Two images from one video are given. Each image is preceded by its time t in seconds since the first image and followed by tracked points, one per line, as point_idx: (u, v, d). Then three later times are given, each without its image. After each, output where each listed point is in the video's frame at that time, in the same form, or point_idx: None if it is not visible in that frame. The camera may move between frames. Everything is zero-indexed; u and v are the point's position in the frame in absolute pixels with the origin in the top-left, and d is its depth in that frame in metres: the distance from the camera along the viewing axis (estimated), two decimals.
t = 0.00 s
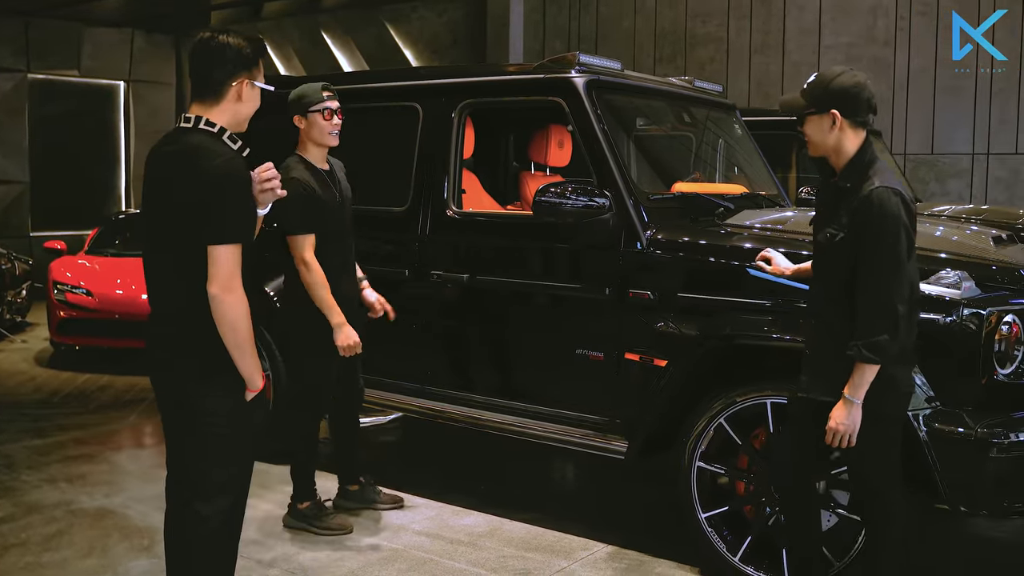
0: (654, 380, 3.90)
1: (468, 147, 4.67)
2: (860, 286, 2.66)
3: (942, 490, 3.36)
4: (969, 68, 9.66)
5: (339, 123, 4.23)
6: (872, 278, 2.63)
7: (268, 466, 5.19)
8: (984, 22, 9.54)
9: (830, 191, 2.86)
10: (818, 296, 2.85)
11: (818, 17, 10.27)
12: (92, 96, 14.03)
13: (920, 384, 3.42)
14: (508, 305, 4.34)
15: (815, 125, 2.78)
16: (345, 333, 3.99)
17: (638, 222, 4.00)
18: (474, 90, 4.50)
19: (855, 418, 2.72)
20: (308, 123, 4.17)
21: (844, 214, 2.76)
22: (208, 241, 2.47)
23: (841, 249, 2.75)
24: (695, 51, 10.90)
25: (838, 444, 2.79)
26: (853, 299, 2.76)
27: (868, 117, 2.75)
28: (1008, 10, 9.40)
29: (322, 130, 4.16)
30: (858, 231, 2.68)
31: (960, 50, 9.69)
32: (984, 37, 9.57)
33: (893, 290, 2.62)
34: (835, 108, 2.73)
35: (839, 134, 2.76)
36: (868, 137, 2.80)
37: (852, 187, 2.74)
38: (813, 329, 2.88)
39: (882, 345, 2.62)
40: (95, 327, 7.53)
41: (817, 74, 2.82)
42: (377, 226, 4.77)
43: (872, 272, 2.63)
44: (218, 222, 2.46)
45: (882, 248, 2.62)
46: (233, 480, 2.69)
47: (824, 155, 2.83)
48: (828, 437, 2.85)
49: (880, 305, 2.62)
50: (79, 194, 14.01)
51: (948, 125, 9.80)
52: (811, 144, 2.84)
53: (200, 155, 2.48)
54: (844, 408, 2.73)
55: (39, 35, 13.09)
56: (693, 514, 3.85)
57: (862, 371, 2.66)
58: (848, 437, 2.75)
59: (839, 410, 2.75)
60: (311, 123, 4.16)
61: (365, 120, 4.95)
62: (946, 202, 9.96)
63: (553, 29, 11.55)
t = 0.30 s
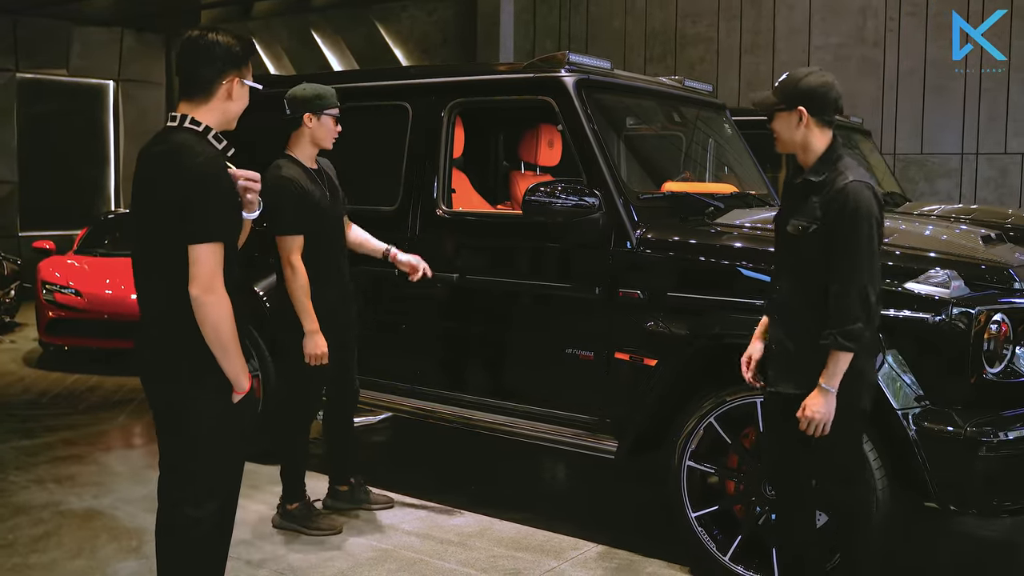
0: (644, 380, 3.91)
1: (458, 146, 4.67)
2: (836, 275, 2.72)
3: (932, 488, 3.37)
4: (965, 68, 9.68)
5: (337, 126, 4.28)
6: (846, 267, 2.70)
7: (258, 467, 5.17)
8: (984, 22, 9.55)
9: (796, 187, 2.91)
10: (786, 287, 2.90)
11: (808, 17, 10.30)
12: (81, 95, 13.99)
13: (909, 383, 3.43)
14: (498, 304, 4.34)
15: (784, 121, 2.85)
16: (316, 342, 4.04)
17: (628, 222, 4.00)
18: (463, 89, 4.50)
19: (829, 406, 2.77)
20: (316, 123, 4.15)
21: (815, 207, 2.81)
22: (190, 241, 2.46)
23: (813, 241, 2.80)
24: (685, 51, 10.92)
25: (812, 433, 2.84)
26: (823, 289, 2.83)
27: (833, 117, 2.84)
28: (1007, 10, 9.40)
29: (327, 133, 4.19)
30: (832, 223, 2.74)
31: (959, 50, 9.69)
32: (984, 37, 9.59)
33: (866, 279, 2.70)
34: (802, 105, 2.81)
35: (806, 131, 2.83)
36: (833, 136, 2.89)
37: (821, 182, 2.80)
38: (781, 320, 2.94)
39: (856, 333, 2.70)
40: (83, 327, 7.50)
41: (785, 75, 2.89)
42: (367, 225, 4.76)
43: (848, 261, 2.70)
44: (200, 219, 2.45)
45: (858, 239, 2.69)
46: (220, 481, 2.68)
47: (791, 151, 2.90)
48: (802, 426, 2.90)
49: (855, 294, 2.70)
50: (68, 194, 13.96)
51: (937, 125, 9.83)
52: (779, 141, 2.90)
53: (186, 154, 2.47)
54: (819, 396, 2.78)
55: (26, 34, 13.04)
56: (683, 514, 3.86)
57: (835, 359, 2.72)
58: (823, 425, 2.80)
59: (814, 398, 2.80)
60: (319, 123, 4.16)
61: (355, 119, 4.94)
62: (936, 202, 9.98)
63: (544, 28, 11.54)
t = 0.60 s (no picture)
0: (639, 379, 3.90)
1: (452, 146, 4.66)
2: (821, 266, 2.79)
3: (926, 486, 3.37)
4: (963, 69, 9.65)
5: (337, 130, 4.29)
6: (831, 257, 2.78)
7: (252, 467, 5.16)
8: (984, 22, 9.51)
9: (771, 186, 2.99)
10: (768, 281, 2.96)
11: (803, 17, 10.31)
12: (76, 95, 13.97)
13: (904, 382, 3.43)
14: (492, 303, 4.33)
15: (746, 129, 2.96)
16: (311, 342, 4.03)
17: (622, 221, 3.99)
18: (458, 88, 4.49)
19: (813, 388, 2.84)
20: (316, 123, 4.15)
21: (796, 203, 2.88)
22: (183, 243, 2.45)
23: (797, 235, 2.87)
24: (680, 50, 10.93)
25: (795, 415, 2.90)
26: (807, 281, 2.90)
27: (795, 119, 2.94)
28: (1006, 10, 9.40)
29: (326, 133, 4.18)
30: (814, 216, 2.82)
31: (959, 50, 9.65)
32: (983, 37, 9.54)
33: (851, 268, 2.78)
34: (761, 111, 2.92)
35: (767, 134, 2.92)
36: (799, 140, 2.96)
37: (798, 178, 2.88)
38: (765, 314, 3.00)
39: (844, 320, 2.78)
40: (77, 327, 7.49)
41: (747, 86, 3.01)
42: (362, 225, 4.75)
43: (832, 252, 2.78)
44: (192, 218, 2.44)
45: (842, 230, 2.78)
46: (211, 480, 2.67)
47: (759, 158, 2.99)
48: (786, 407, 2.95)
49: (841, 283, 2.77)
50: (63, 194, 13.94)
51: (933, 125, 9.84)
52: (746, 149, 3.01)
53: (176, 151, 2.46)
54: (806, 378, 2.85)
55: (21, 34, 13.02)
56: (678, 513, 3.85)
57: (823, 344, 2.80)
58: (806, 407, 2.87)
59: (801, 380, 2.86)
60: (318, 123, 4.15)
61: (349, 118, 4.93)
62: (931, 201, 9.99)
63: (539, 27, 11.53)
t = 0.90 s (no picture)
0: (634, 379, 3.89)
1: (447, 145, 4.65)
2: (807, 268, 2.79)
3: (921, 486, 3.36)
4: (967, 68, 9.63)
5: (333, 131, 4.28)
6: (817, 258, 2.77)
7: (247, 467, 5.14)
8: (984, 22, 9.51)
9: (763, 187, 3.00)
10: (759, 283, 2.98)
11: (798, 17, 10.32)
12: (71, 95, 13.94)
13: (899, 382, 3.42)
14: (487, 303, 4.32)
15: (738, 133, 2.97)
16: (329, 339, 4.03)
17: (618, 221, 3.98)
18: (453, 87, 4.48)
19: (809, 393, 2.84)
20: (309, 123, 4.14)
21: (784, 204, 2.89)
22: (180, 243, 2.43)
23: (784, 236, 2.88)
24: (676, 50, 10.93)
25: (794, 422, 2.89)
26: (796, 282, 2.90)
27: (786, 119, 2.92)
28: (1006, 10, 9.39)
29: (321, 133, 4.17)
30: (800, 217, 2.83)
31: (959, 50, 9.65)
32: (983, 37, 9.55)
33: (838, 270, 2.77)
34: (750, 114, 2.91)
35: (758, 137, 2.92)
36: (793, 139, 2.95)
37: (786, 180, 2.89)
38: (759, 317, 3.00)
39: (833, 322, 2.76)
40: (71, 327, 7.47)
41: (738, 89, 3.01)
42: (357, 225, 4.74)
43: (817, 253, 2.77)
44: (182, 217, 2.43)
45: (827, 230, 2.77)
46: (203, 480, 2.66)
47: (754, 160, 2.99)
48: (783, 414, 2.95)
49: (828, 284, 2.77)
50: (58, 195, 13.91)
51: (928, 125, 9.84)
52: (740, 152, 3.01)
53: (167, 149, 2.45)
54: (800, 384, 2.85)
55: (15, 33, 13.00)
56: (673, 513, 3.84)
57: (815, 348, 2.80)
58: (803, 412, 2.86)
59: (795, 386, 2.86)
60: (311, 124, 4.14)
61: (343, 118, 4.92)
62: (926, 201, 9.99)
63: (534, 27, 11.53)
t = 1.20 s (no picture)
0: (629, 378, 3.90)
1: (441, 146, 4.66)
2: (802, 269, 2.81)
3: (915, 484, 3.37)
4: (964, 69, 9.65)
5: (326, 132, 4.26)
6: (812, 261, 2.79)
7: (242, 467, 5.14)
8: (984, 22, 9.52)
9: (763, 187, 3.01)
10: (753, 282, 3.00)
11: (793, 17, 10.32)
12: (65, 94, 13.90)
13: (893, 381, 3.44)
14: (483, 304, 4.32)
15: (743, 129, 2.95)
16: (328, 335, 4.04)
17: (613, 221, 3.99)
18: (449, 87, 4.48)
19: (795, 394, 2.88)
20: (302, 123, 4.13)
21: (783, 205, 2.90)
22: (167, 239, 2.43)
23: (781, 238, 2.89)
24: (671, 50, 10.94)
25: (777, 421, 2.93)
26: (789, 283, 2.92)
27: (792, 120, 2.92)
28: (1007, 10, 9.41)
29: (314, 134, 4.17)
30: (799, 219, 2.84)
31: (959, 50, 9.66)
32: (983, 37, 9.56)
33: (832, 274, 2.79)
34: (759, 113, 2.90)
35: (764, 136, 2.92)
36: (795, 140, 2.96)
37: (787, 182, 2.90)
38: (750, 315, 3.02)
39: (822, 325, 2.79)
40: (65, 327, 7.46)
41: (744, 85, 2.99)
42: (352, 225, 4.74)
43: (812, 255, 2.79)
44: (176, 217, 2.42)
45: (823, 233, 2.78)
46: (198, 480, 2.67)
47: (754, 158, 2.98)
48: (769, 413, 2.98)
49: (820, 287, 2.79)
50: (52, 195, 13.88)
51: (923, 124, 9.87)
52: (742, 148, 3.00)
53: (163, 149, 2.44)
54: (786, 384, 2.88)
55: (9, 33, 12.98)
56: (668, 513, 3.85)
57: (802, 349, 2.83)
58: (787, 412, 2.90)
59: (780, 386, 2.90)
60: (304, 123, 4.14)
61: (339, 118, 4.91)
62: (920, 201, 10.05)
63: (529, 27, 11.60)
